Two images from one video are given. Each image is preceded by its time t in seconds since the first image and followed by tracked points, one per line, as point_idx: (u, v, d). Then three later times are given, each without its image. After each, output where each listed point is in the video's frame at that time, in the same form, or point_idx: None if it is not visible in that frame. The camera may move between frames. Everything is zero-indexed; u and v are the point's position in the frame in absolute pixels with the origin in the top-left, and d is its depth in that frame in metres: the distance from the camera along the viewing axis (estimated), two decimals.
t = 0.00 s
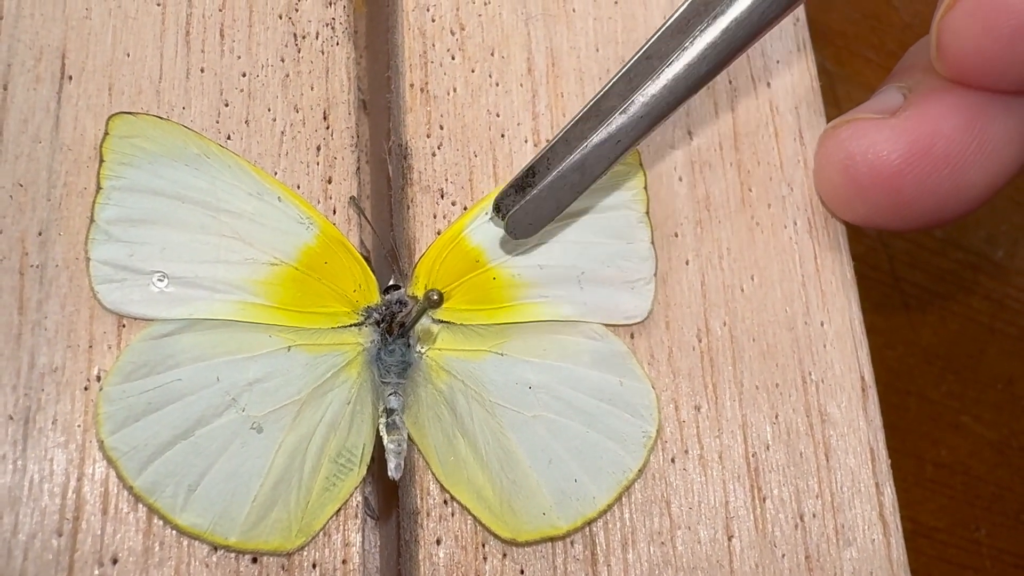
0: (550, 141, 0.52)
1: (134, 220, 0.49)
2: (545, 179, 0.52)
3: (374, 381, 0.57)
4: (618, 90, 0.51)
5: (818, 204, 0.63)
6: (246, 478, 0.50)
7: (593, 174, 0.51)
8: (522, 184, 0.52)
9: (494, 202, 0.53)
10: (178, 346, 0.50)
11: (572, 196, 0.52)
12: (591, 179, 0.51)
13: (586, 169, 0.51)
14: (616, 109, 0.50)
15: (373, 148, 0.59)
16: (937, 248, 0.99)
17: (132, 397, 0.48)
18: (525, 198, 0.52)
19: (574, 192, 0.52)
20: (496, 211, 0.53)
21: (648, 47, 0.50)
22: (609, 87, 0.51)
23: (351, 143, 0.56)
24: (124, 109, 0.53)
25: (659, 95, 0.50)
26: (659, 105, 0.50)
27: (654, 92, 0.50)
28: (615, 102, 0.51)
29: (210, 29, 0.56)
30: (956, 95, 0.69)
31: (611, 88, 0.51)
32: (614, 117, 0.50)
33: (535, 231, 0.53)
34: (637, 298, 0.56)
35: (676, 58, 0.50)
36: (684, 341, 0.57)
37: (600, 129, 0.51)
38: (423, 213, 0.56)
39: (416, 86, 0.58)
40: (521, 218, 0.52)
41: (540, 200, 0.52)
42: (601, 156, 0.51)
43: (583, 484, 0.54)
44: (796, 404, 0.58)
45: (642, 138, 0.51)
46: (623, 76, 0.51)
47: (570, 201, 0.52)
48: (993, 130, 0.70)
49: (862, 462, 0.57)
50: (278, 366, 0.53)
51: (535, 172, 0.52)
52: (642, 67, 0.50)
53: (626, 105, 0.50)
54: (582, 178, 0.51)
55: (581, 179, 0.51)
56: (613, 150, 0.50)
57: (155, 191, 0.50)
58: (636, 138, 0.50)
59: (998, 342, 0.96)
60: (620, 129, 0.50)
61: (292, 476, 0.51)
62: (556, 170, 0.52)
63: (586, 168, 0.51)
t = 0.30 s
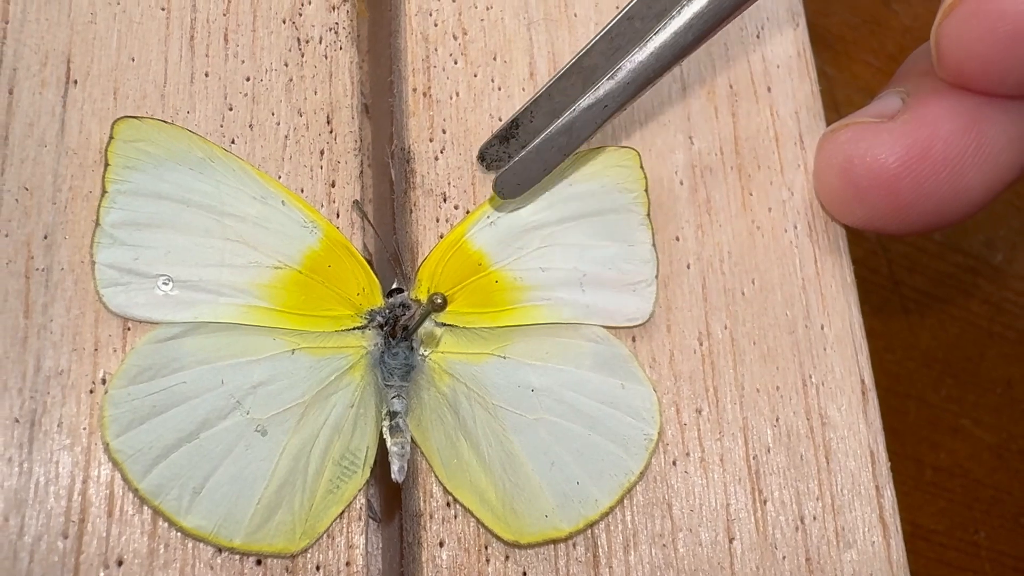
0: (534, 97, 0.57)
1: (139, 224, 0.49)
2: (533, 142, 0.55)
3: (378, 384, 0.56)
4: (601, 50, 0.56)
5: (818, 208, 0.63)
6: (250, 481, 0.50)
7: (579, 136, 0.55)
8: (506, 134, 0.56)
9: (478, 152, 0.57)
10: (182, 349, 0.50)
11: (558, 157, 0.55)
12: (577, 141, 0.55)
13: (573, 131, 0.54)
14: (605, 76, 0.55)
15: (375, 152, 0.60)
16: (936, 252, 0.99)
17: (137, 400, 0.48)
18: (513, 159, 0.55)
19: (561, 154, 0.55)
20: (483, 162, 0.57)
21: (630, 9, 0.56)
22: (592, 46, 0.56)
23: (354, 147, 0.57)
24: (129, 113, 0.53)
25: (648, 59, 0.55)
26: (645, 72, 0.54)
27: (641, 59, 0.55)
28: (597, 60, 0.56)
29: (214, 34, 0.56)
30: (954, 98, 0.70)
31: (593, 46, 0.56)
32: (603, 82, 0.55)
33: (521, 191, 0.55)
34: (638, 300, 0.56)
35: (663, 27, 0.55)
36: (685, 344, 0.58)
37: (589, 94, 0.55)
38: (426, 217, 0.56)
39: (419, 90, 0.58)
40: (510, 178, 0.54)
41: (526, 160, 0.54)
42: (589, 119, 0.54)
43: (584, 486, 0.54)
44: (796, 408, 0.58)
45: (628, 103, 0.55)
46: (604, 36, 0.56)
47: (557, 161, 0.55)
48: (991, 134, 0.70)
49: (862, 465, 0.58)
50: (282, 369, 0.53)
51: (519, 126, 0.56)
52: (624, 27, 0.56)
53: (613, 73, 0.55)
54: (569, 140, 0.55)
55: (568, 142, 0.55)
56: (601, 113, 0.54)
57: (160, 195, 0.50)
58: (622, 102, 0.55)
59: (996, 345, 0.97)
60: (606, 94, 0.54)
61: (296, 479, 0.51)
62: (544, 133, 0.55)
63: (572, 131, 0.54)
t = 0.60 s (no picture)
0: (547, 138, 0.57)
1: (140, 227, 0.49)
2: (543, 179, 0.54)
3: (379, 388, 0.56)
4: (611, 91, 0.56)
5: (820, 211, 0.63)
6: (251, 485, 0.50)
7: (589, 173, 0.54)
8: (519, 175, 0.56)
9: (492, 194, 0.57)
10: (183, 353, 0.50)
11: (568, 194, 0.54)
12: (587, 178, 0.54)
13: (583, 168, 0.54)
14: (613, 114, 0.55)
15: (376, 155, 0.60)
16: (937, 254, 0.99)
17: (137, 404, 0.48)
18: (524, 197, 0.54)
19: (571, 191, 0.54)
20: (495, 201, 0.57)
21: (639, 49, 0.56)
22: (603, 87, 0.56)
23: (355, 150, 0.56)
24: (130, 116, 0.53)
25: (653, 95, 0.54)
26: (651, 108, 0.54)
27: (648, 95, 0.54)
28: (608, 100, 0.56)
29: (215, 37, 0.56)
30: (957, 105, 0.70)
31: (603, 86, 0.56)
32: (609, 120, 0.54)
33: (531, 228, 0.54)
34: (643, 326, 0.56)
35: (671, 63, 0.54)
36: (686, 348, 0.58)
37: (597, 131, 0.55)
38: (426, 220, 0.56)
39: (420, 93, 0.58)
40: (519, 213, 0.54)
41: (536, 198, 0.54)
42: (597, 155, 0.54)
43: (585, 489, 0.54)
44: (797, 411, 0.58)
45: (636, 140, 0.54)
46: (614, 76, 0.56)
47: (567, 199, 0.54)
48: (993, 140, 0.70)
49: (863, 468, 0.58)
50: (283, 372, 0.53)
51: (531, 167, 0.56)
52: (633, 67, 0.56)
53: (621, 110, 0.54)
54: (578, 176, 0.54)
55: (578, 178, 0.54)
56: (610, 150, 0.54)
57: (160, 198, 0.50)
58: (630, 138, 0.54)
59: (997, 347, 0.97)
60: (614, 130, 0.54)
61: (297, 483, 0.51)
62: (554, 171, 0.55)
63: (582, 167, 0.54)
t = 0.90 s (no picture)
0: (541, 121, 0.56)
1: (140, 226, 0.49)
2: (538, 163, 0.54)
3: (379, 387, 0.56)
4: (606, 73, 0.55)
5: (819, 210, 0.63)
6: (251, 483, 0.50)
7: (583, 159, 0.54)
8: (513, 158, 0.56)
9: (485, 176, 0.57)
10: (183, 351, 0.50)
11: (562, 178, 0.54)
12: (582, 163, 0.54)
13: (577, 153, 0.54)
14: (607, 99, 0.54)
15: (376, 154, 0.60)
16: (936, 253, 0.99)
17: (137, 402, 0.48)
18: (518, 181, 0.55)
19: (565, 175, 0.54)
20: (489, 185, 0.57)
21: (634, 34, 0.55)
22: (597, 69, 0.55)
23: (355, 149, 0.57)
24: (129, 115, 0.53)
25: (647, 83, 0.53)
26: (646, 95, 0.53)
27: (643, 81, 0.53)
28: (603, 83, 0.55)
29: (215, 36, 0.56)
30: (956, 104, 0.70)
31: (597, 69, 0.55)
32: (605, 103, 0.54)
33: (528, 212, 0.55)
34: (642, 316, 0.56)
35: (664, 50, 0.54)
36: (686, 347, 0.58)
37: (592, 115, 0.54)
38: (426, 219, 0.56)
39: (420, 92, 0.58)
40: (515, 199, 0.54)
41: (531, 182, 0.54)
42: (592, 141, 0.54)
43: (585, 488, 0.54)
44: (797, 410, 0.58)
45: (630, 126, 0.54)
46: (609, 60, 0.55)
47: (561, 183, 0.54)
48: (992, 139, 0.70)
49: (863, 467, 0.58)
50: (283, 371, 0.53)
51: (526, 149, 0.56)
52: (628, 51, 0.55)
53: (616, 94, 0.54)
54: (573, 162, 0.54)
55: (572, 163, 0.54)
56: (605, 135, 0.54)
57: (160, 197, 0.50)
58: (625, 123, 0.54)
59: (997, 347, 0.97)
60: (609, 115, 0.54)
61: (297, 481, 0.51)
62: (548, 155, 0.55)
63: (576, 152, 0.54)
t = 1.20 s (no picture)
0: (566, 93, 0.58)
1: (140, 225, 0.49)
2: (572, 142, 0.54)
3: (377, 385, 0.56)
4: (633, 49, 0.56)
5: (817, 209, 0.63)
6: (250, 481, 0.50)
7: (617, 138, 0.54)
8: (536, 134, 0.58)
9: (509, 151, 0.58)
10: (183, 350, 0.50)
11: (595, 158, 0.55)
12: (615, 143, 0.54)
13: (610, 133, 0.54)
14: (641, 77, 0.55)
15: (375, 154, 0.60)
16: (935, 253, 0.99)
17: (138, 400, 0.48)
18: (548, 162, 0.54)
19: (598, 155, 0.55)
20: (512, 160, 0.58)
21: (664, 6, 0.56)
22: (626, 44, 0.56)
23: (354, 149, 0.57)
24: (129, 115, 0.53)
25: (685, 61, 0.54)
26: (684, 72, 0.54)
27: (682, 59, 0.54)
28: (630, 58, 0.56)
29: (215, 36, 0.56)
30: (953, 103, 0.70)
31: (626, 44, 0.56)
32: (640, 82, 0.54)
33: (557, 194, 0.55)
34: (638, 312, 0.57)
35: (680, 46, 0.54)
36: (683, 345, 0.58)
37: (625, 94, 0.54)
38: (425, 218, 0.56)
39: (418, 92, 0.58)
40: (545, 180, 0.54)
41: (563, 163, 0.54)
42: (625, 120, 0.54)
43: (584, 486, 0.54)
44: (794, 408, 0.58)
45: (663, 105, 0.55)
46: (638, 34, 0.56)
47: (594, 163, 0.55)
48: (988, 138, 0.71)
49: (860, 465, 0.58)
50: (282, 369, 0.53)
51: (549, 124, 0.57)
52: (657, 25, 0.56)
53: (653, 71, 0.54)
54: (606, 142, 0.54)
55: (606, 143, 0.54)
56: (639, 114, 0.54)
57: (160, 196, 0.50)
58: (660, 102, 0.54)
59: (995, 346, 0.97)
60: (646, 93, 0.54)
61: (296, 479, 0.51)
62: (580, 133, 0.55)
63: (610, 132, 0.54)
